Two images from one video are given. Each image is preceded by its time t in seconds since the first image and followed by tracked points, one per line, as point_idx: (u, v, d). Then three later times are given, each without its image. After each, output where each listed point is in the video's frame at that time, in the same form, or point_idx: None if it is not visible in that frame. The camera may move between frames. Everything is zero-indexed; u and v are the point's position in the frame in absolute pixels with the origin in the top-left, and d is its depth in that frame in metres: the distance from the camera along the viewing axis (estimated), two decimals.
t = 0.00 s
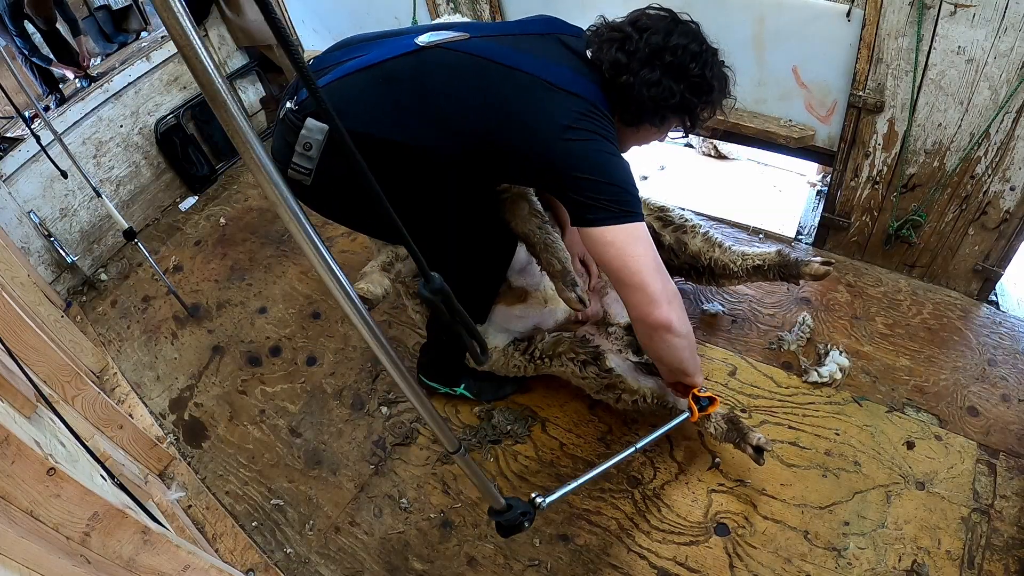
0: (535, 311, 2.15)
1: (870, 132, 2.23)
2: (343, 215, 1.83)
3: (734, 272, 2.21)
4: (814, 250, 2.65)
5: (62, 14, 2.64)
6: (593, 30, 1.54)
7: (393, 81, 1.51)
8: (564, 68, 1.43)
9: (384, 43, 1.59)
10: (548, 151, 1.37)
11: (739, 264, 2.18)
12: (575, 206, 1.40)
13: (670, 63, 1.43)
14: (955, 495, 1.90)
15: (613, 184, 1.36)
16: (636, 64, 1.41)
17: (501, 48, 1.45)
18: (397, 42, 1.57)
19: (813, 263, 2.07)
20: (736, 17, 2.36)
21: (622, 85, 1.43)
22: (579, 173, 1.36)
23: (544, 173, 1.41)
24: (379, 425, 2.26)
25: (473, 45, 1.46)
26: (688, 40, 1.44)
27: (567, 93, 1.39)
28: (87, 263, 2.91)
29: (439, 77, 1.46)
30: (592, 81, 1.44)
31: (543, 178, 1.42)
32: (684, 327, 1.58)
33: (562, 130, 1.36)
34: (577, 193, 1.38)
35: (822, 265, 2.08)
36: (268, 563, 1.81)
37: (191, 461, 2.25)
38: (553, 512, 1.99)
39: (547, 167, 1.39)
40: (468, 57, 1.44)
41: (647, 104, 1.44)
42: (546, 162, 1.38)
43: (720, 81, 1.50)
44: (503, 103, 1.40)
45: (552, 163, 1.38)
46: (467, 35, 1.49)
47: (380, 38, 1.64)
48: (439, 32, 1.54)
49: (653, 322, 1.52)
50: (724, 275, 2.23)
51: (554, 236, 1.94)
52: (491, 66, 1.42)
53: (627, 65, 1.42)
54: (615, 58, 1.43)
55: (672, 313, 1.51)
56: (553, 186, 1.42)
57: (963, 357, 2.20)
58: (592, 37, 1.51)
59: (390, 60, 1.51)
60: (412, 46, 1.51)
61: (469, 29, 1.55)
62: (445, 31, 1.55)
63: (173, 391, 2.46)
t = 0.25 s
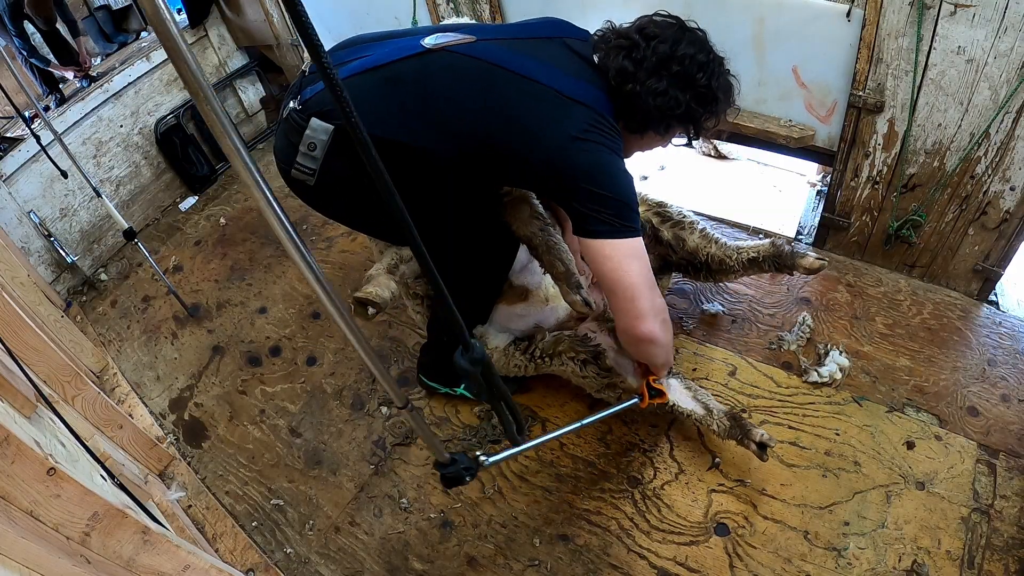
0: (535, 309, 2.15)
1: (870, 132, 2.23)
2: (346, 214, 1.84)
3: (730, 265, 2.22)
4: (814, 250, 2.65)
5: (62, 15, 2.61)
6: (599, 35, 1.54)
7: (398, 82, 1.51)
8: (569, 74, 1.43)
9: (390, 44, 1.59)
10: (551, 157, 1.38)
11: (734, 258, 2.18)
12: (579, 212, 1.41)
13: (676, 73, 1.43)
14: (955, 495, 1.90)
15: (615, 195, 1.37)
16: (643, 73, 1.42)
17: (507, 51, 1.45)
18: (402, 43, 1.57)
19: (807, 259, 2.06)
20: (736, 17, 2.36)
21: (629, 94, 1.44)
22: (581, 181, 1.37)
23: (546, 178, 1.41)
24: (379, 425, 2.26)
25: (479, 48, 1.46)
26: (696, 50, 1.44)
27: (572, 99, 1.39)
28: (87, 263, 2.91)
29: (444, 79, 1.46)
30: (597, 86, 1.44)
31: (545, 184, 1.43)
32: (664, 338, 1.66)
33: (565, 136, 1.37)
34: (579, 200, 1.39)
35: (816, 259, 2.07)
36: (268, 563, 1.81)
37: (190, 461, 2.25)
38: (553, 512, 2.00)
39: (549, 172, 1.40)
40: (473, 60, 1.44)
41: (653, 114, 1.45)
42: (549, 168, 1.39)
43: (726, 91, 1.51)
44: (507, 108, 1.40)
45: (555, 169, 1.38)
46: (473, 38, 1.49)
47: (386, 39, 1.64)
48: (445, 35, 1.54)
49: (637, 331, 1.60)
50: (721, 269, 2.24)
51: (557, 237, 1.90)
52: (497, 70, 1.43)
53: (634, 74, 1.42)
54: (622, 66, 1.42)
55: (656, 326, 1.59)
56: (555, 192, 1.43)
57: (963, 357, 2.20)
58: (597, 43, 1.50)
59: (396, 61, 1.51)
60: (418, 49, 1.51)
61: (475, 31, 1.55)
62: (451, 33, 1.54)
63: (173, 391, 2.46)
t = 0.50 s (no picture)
0: (536, 312, 2.17)
1: (870, 132, 2.23)
2: (346, 213, 1.84)
3: (727, 266, 2.21)
4: (814, 250, 2.65)
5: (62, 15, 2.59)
6: (600, 32, 1.53)
7: (398, 81, 1.51)
8: (569, 72, 1.43)
9: (391, 42, 1.59)
10: (550, 156, 1.38)
11: (731, 258, 2.18)
12: (579, 210, 1.41)
13: (678, 70, 1.41)
14: (955, 495, 1.90)
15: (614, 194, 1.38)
16: (644, 71, 1.40)
17: (507, 49, 1.45)
18: (403, 42, 1.57)
19: (804, 257, 2.06)
20: (736, 17, 2.36)
21: (630, 91, 1.43)
22: (581, 179, 1.37)
23: (546, 177, 1.41)
24: (379, 425, 2.26)
25: (479, 47, 1.46)
26: (698, 46, 1.42)
27: (572, 97, 1.39)
28: (87, 263, 2.91)
29: (444, 78, 1.46)
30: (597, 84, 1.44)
31: (545, 182, 1.43)
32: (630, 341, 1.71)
33: (565, 135, 1.37)
34: (578, 198, 1.40)
35: (812, 258, 2.07)
36: (268, 563, 1.81)
37: (191, 461, 2.25)
38: (553, 512, 2.00)
39: (549, 171, 1.40)
40: (473, 58, 1.45)
41: (654, 110, 1.44)
42: (548, 167, 1.39)
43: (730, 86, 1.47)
44: (507, 106, 1.40)
45: (555, 167, 1.39)
46: (474, 37, 1.49)
47: (387, 37, 1.64)
48: (446, 33, 1.54)
49: (605, 333, 1.64)
50: (718, 269, 2.24)
51: (557, 239, 1.96)
52: (496, 68, 1.43)
53: (635, 72, 1.41)
54: (624, 64, 1.42)
55: (624, 331, 1.64)
56: (554, 191, 1.43)
57: (963, 357, 2.20)
58: (600, 41, 1.49)
59: (397, 59, 1.52)
60: (418, 47, 1.51)
61: (476, 29, 1.55)
62: (451, 31, 1.54)
63: (173, 391, 2.46)
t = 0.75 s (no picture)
0: (534, 313, 2.16)
1: (870, 132, 2.23)
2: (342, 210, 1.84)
3: (724, 265, 2.21)
4: (814, 250, 2.65)
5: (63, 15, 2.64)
6: (593, 25, 1.54)
7: (393, 76, 1.50)
8: (564, 65, 1.44)
9: (385, 39, 1.59)
10: (548, 148, 1.38)
11: (729, 257, 2.18)
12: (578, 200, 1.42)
13: (671, 60, 1.43)
14: (955, 495, 1.90)
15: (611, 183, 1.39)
16: (637, 61, 1.42)
17: (502, 44, 1.45)
18: (397, 38, 1.57)
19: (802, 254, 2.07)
20: (736, 17, 2.36)
21: (624, 82, 1.44)
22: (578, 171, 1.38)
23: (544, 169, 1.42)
24: (379, 425, 2.26)
25: (473, 41, 1.46)
26: (690, 37, 1.43)
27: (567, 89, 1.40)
28: (87, 263, 2.91)
29: (439, 73, 1.46)
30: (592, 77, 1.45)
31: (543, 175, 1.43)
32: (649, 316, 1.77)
33: (562, 128, 1.37)
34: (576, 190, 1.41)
35: (809, 254, 2.09)
36: (268, 563, 1.81)
37: (190, 461, 2.25)
38: (553, 512, 2.00)
39: (546, 163, 1.40)
40: (468, 52, 1.44)
41: (648, 101, 1.45)
42: (546, 160, 1.40)
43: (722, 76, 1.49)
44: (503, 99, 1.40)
45: (552, 160, 1.39)
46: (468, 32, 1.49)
47: (380, 34, 1.63)
48: (440, 29, 1.54)
49: (618, 313, 1.68)
50: (716, 269, 2.24)
51: (556, 240, 1.89)
52: (492, 62, 1.43)
53: (628, 62, 1.43)
54: (616, 55, 1.43)
55: (638, 308, 1.68)
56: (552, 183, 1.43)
57: (963, 357, 2.20)
58: (591, 34, 1.51)
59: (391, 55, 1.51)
60: (413, 43, 1.50)
61: (470, 25, 1.55)
62: (446, 28, 1.54)
63: (173, 391, 2.46)
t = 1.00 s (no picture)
0: (531, 314, 2.15)
1: (870, 132, 2.23)
2: (337, 197, 1.84)
3: (724, 267, 2.22)
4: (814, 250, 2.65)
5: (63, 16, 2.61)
6: (584, 12, 1.55)
7: (386, 60, 1.51)
8: (557, 49, 1.44)
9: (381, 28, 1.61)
10: (539, 130, 1.38)
11: (729, 259, 2.20)
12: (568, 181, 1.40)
13: (661, 41, 1.42)
14: (955, 495, 1.90)
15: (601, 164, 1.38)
16: (627, 43, 1.42)
17: (496, 30, 1.46)
18: (393, 27, 1.58)
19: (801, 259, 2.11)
20: (736, 17, 2.36)
21: (615, 64, 1.44)
22: (568, 150, 1.37)
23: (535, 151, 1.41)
24: (379, 425, 2.27)
25: (468, 27, 1.46)
26: (678, 19, 1.44)
27: (559, 72, 1.40)
28: (87, 262, 2.91)
29: (433, 57, 1.46)
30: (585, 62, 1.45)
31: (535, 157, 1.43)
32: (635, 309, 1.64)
33: (554, 110, 1.37)
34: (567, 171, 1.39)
35: (808, 258, 2.12)
36: (268, 563, 1.81)
37: (190, 461, 2.25)
38: (553, 512, 2.00)
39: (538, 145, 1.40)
40: (462, 37, 1.45)
41: (640, 81, 1.45)
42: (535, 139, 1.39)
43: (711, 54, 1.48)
44: (496, 82, 1.40)
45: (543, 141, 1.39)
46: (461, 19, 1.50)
47: (378, 25, 1.66)
48: (435, 18, 1.55)
49: (601, 298, 1.55)
50: (716, 272, 2.25)
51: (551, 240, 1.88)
52: (485, 47, 1.43)
53: (618, 44, 1.43)
54: (607, 38, 1.44)
55: (622, 294, 1.54)
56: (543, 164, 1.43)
57: (963, 357, 2.20)
58: (582, 20, 1.52)
59: (386, 43, 1.52)
60: (407, 30, 1.52)
61: (465, 15, 1.57)
62: (441, 17, 1.56)
63: (173, 391, 2.46)
